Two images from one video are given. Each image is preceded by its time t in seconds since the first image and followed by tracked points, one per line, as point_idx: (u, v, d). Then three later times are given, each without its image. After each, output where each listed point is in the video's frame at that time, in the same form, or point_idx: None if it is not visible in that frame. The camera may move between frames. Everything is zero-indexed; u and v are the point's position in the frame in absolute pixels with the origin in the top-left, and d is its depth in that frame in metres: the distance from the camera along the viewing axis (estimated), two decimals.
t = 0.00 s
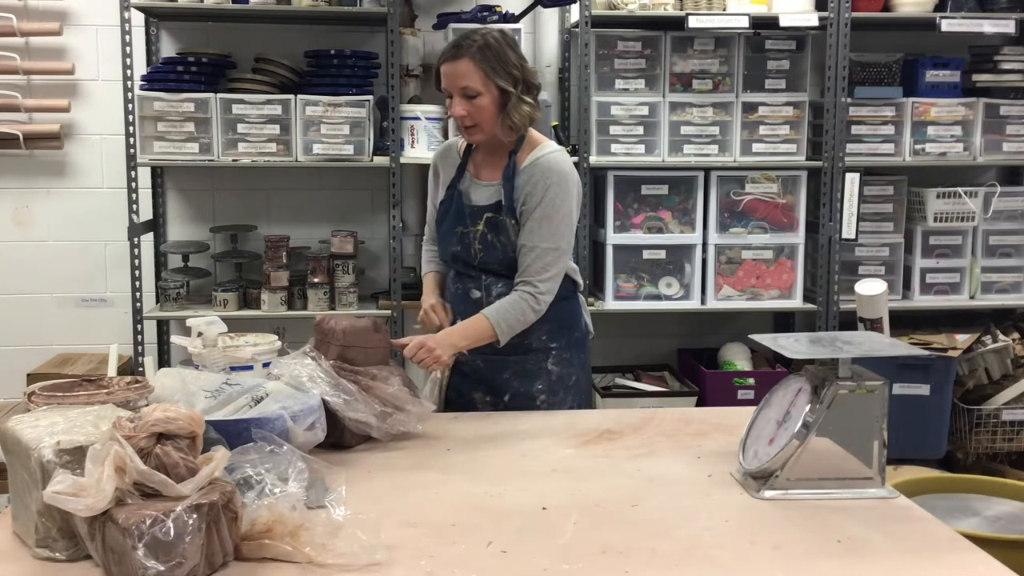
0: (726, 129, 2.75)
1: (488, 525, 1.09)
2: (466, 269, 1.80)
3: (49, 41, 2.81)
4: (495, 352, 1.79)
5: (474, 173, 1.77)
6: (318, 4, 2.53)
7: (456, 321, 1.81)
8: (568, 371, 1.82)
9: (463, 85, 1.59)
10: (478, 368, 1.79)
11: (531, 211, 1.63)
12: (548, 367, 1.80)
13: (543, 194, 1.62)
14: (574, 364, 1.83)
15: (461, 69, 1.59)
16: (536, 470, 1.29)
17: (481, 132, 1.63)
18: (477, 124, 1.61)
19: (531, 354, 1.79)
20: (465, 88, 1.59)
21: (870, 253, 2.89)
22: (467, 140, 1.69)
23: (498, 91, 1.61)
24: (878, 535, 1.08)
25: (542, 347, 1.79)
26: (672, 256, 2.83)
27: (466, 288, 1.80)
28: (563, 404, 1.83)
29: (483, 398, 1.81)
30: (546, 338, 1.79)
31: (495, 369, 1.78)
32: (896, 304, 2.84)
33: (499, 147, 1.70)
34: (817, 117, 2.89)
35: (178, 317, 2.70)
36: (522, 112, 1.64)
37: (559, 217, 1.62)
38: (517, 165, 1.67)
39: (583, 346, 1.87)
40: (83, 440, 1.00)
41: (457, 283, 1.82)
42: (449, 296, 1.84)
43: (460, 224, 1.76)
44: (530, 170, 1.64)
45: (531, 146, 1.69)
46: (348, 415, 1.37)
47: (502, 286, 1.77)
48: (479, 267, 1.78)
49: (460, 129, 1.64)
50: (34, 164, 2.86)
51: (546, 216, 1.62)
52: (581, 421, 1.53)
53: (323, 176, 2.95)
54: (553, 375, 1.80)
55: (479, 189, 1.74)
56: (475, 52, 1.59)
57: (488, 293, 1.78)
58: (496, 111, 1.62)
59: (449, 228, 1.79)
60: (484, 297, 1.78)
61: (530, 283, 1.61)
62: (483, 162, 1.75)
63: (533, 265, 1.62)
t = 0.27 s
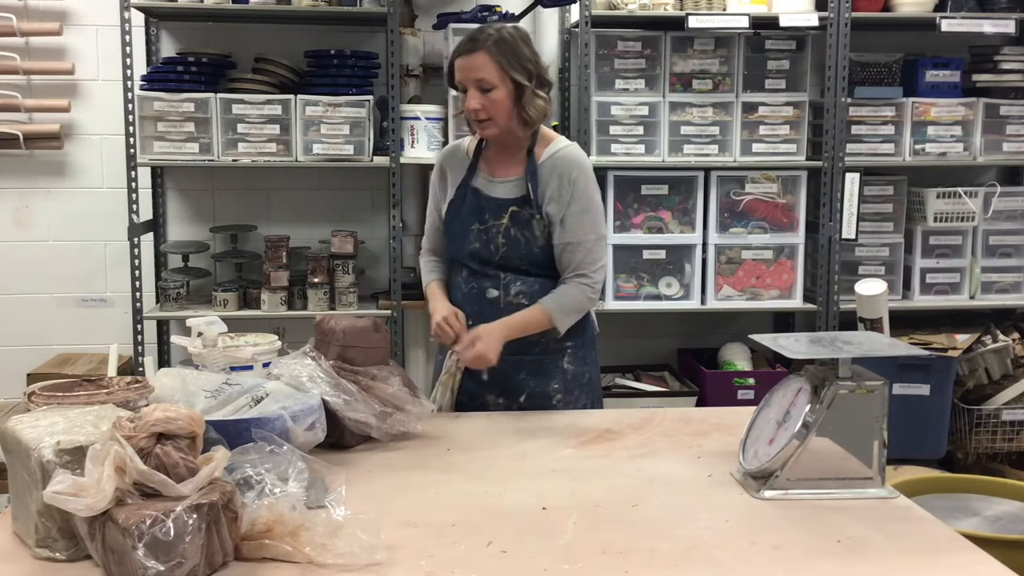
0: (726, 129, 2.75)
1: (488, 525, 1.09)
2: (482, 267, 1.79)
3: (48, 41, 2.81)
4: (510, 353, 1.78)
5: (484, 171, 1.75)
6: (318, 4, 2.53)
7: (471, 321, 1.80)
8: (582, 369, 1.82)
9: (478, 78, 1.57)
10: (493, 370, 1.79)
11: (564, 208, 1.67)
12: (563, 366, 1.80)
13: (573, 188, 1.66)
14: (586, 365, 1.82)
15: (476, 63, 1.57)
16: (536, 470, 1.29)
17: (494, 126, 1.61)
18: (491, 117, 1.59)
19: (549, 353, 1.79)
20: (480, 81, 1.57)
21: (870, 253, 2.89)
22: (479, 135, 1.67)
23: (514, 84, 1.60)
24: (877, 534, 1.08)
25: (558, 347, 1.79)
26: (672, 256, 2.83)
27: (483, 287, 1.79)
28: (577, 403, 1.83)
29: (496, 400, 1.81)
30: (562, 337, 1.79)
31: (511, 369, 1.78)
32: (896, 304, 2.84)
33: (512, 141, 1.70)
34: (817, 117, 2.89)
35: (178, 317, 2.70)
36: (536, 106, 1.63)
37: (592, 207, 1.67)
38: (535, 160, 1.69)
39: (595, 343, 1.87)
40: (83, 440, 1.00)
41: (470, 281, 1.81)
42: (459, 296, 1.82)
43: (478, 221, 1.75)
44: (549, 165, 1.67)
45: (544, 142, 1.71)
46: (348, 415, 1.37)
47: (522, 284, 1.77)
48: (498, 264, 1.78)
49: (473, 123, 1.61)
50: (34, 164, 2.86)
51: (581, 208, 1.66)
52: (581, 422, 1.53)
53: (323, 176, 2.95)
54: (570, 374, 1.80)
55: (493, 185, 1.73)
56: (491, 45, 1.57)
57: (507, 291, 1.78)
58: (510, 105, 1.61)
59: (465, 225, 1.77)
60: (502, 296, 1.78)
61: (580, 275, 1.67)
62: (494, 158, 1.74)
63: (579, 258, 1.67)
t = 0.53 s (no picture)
0: (726, 129, 2.75)
1: (489, 525, 1.09)
2: (491, 267, 1.77)
3: (48, 41, 2.81)
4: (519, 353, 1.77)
5: (491, 169, 1.75)
6: (318, 4, 2.53)
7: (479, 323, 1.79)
8: (588, 367, 1.83)
9: (494, 71, 1.57)
10: (503, 372, 1.77)
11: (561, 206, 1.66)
12: (571, 364, 1.80)
13: (574, 185, 1.66)
14: (591, 361, 1.84)
15: (493, 56, 1.57)
16: (536, 470, 1.29)
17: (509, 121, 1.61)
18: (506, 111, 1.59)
19: (556, 350, 1.79)
20: (496, 75, 1.57)
21: (870, 253, 2.89)
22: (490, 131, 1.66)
23: (528, 79, 1.61)
24: (877, 534, 1.08)
25: (566, 345, 1.80)
26: (672, 256, 2.83)
27: (491, 288, 1.77)
28: (583, 401, 1.83)
29: (504, 401, 1.80)
30: (568, 335, 1.80)
31: (519, 370, 1.77)
32: (896, 304, 2.84)
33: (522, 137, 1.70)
34: (817, 117, 2.89)
35: (178, 317, 2.70)
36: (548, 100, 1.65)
37: (588, 207, 1.66)
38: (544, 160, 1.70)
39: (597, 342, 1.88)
40: (83, 440, 1.00)
41: (476, 282, 1.78)
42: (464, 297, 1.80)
43: (488, 221, 1.74)
44: (556, 165, 1.68)
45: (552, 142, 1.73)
46: (348, 416, 1.37)
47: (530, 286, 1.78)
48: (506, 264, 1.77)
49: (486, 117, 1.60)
50: (34, 164, 2.86)
51: (577, 206, 1.65)
52: (581, 422, 1.53)
53: (323, 176, 2.95)
54: (577, 372, 1.81)
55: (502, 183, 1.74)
56: (508, 39, 1.58)
57: (515, 293, 1.77)
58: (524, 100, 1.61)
59: (476, 223, 1.74)
60: (511, 297, 1.77)
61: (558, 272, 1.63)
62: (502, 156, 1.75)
63: (565, 254, 1.64)
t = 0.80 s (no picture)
0: (726, 129, 2.75)
1: (489, 525, 1.09)
2: (494, 268, 1.78)
3: (48, 41, 2.81)
4: (521, 356, 1.77)
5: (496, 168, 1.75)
6: (318, 4, 2.53)
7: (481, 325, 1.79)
8: (587, 370, 1.84)
9: (512, 66, 1.58)
10: (502, 375, 1.78)
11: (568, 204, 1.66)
12: (571, 368, 1.80)
13: (582, 185, 1.66)
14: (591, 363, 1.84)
15: (511, 51, 1.58)
16: (536, 471, 1.29)
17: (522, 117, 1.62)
18: (519, 107, 1.59)
19: (556, 354, 1.78)
20: (513, 70, 1.58)
21: (870, 253, 2.89)
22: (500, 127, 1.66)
23: (543, 78, 1.62)
24: (877, 534, 1.08)
25: (566, 349, 1.79)
26: (672, 256, 2.83)
27: (494, 291, 1.78)
28: (583, 403, 1.84)
29: (504, 404, 1.80)
30: (569, 339, 1.79)
31: (520, 373, 1.78)
32: (896, 304, 2.84)
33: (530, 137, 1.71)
34: (817, 117, 2.89)
35: (178, 317, 2.70)
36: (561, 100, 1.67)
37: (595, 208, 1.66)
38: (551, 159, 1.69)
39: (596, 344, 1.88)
40: (83, 440, 1.00)
41: (478, 284, 1.79)
42: (466, 300, 1.80)
43: (494, 218, 1.74)
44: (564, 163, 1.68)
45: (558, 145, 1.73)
46: (348, 416, 1.37)
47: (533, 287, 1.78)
48: (509, 265, 1.78)
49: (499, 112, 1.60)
50: (34, 164, 2.86)
51: (585, 206, 1.65)
52: (581, 422, 1.53)
53: (323, 176, 2.95)
54: (576, 376, 1.81)
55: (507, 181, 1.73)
56: (527, 36, 1.59)
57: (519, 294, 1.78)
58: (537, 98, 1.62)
59: (479, 222, 1.75)
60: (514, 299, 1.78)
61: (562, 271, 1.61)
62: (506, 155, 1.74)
63: (569, 255, 1.63)
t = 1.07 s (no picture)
0: (726, 129, 2.75)
1: (489, 525, 1.09)
2: (507, 266, 1.76)
3: (48, 41, 2.81)
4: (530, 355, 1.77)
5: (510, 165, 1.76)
6: (318, 4, 2.53)
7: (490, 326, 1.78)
8: (594, 370, 1.84)
9: (538, 63, 1.61)
10: (510, 376, 1.77)
11: (594, 208, 1.70)
12: (578, 368, 1.81)
13: (609, 184, 1.71)
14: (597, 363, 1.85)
15: (536, 48, 1.61)
16: (536, 470, 1.29)
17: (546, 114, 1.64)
18: (544, 104, 1.62)
19: (564, 355, 1.79)
20: (539, 66, 1.61)
21: (870, 253, 2.89)
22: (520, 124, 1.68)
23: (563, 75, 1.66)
24: (877, 534, 1.08)
25: (574, 349, 1.80)
26: (672, 256, 2.83)
27: (505, 291, 1.77)
28: (589, 403, 1.85)
29: (511, 405, 1.79)
30: (576, 339, 1.80)
31: (528, 374, 1.77)
32: (896, 304, 2.84)
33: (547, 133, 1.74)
34: (817, 117, 2.89)
35: (178, 317, 2.70)
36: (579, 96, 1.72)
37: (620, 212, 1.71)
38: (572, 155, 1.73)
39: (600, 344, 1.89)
40: (83, 440, 1.00)
41: (489, 284, 1.78)
42: (474, 300, 1.79)
43: (512, 213, 1.73)
44: (585, 163, 1.72)
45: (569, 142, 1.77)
46: (348, 416, 1.37)
47: (546, 287, 1.77)
48: (523, 263, 1.77)
49: (524, 108, 1.62)
50: (34, 164, 2.86)
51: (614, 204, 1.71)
52: (581, 422, 1.53)
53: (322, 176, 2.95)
54: (583, 376, 1.82)
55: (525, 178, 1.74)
56: (550, 34, 1.62)
57: (531, 295, 1.77)
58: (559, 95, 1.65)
59: (497, 217, 1.74)
60: (526, 299, 1.77)
61: (603, 276, 1.68)
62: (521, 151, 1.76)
63: (605, 258, 1.69)
